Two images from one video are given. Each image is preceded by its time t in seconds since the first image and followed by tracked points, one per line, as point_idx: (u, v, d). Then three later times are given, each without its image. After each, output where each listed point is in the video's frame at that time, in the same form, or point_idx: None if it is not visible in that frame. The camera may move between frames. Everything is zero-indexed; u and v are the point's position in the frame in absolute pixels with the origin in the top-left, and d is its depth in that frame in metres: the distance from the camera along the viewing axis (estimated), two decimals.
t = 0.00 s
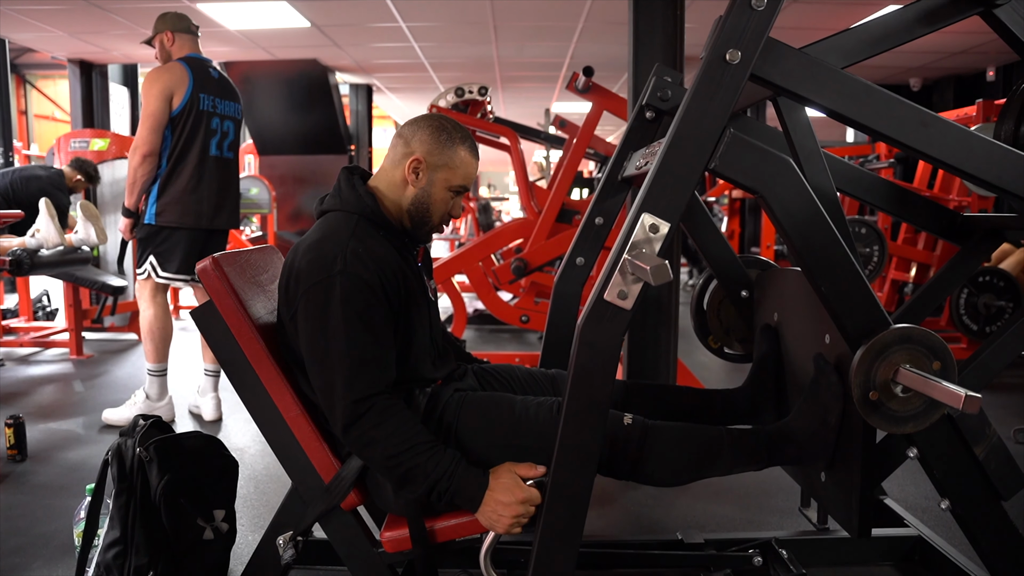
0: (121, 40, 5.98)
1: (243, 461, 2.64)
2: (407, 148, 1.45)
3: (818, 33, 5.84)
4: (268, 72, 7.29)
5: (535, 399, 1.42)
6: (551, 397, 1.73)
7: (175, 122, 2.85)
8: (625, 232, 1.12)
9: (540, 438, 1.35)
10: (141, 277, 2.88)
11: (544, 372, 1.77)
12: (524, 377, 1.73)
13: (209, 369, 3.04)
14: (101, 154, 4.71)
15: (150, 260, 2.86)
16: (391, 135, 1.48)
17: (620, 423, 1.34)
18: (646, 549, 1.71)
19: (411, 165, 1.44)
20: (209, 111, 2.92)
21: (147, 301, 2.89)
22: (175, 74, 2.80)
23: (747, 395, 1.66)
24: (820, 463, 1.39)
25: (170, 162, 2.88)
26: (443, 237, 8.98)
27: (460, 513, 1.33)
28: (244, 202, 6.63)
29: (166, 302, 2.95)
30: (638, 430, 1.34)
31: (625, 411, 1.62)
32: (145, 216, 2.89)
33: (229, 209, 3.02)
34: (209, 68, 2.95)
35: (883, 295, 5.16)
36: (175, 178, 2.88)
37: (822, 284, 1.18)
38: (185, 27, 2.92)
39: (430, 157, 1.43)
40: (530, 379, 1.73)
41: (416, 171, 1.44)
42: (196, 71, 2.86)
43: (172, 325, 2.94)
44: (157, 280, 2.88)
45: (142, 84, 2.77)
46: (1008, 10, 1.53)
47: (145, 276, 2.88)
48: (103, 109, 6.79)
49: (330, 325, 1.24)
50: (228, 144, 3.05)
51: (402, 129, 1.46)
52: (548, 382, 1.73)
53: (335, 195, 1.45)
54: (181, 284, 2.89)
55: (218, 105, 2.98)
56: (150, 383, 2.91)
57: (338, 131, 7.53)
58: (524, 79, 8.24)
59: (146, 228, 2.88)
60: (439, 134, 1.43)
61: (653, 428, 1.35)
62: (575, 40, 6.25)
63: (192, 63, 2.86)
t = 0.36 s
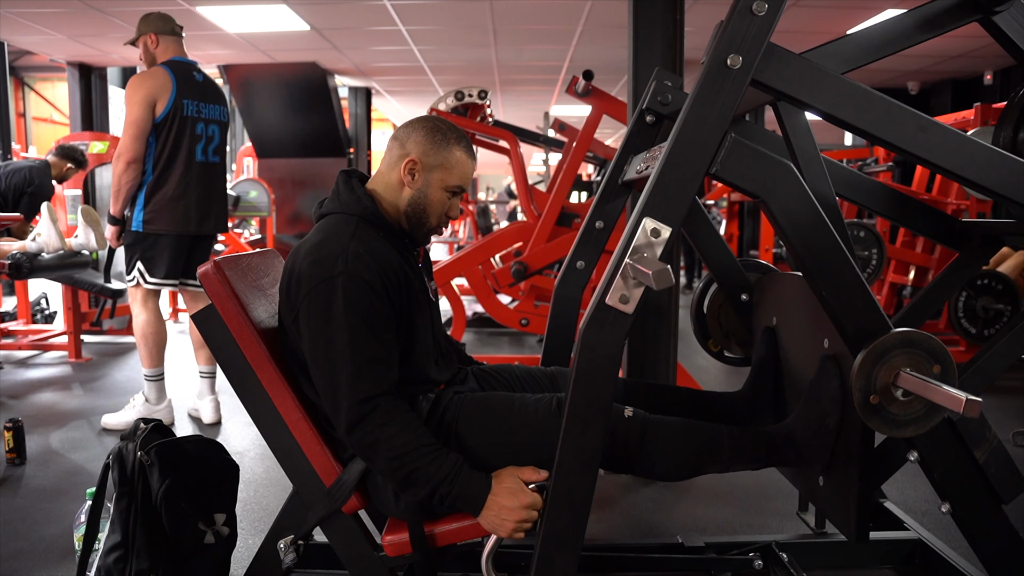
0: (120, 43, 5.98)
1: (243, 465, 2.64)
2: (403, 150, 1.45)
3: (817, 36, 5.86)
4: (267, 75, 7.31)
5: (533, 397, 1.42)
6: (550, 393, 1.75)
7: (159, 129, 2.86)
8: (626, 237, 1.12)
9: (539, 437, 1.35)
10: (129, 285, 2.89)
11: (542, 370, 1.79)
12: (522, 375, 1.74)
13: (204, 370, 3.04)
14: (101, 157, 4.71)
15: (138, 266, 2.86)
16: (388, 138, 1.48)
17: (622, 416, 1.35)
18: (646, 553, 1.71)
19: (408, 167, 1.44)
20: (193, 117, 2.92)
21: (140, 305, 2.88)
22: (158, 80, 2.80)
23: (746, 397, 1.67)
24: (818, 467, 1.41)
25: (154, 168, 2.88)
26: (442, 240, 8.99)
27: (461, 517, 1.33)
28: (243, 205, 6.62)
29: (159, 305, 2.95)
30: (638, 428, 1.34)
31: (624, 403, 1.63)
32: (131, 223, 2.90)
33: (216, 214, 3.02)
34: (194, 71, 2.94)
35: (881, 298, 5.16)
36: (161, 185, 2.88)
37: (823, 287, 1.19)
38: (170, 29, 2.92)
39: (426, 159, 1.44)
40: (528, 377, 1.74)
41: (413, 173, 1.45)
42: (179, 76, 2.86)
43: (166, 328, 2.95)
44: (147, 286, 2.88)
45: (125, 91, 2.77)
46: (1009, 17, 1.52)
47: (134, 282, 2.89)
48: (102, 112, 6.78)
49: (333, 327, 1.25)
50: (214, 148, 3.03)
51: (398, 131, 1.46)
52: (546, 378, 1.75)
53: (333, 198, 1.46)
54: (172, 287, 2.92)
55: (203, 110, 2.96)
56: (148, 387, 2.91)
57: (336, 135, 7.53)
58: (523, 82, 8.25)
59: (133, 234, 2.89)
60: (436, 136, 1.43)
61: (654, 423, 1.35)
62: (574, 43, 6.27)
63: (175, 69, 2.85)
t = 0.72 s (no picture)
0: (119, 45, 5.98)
1: (242, 467, 2.64)
2: (403, 155, 1.46)
3: (815, 41, 5.88)
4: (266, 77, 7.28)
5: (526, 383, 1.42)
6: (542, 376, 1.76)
7: (137, 130, 2.86)
8: (628, 240, 1.13)
9: (531, 425, 1.35)
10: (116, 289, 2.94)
11: (534, 352, 1.80)
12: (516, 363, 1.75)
13: (198, 370, 3.07)
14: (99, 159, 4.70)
15: (125, 270, 2.90)
16: (388, 142, 1.49)
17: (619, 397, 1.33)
18: (646, 555, 1.71)
19: (408, 171, 1.45)
20: (171, 116, 2.92)
21: (142, 310, 2.87)
22: (135, 80, 2.80)
23: (736, 403, 1.66)
24: (806, 473, 1.39)
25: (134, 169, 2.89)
26: (441, 244, 9.00)
27: (461, 520, 1.33)
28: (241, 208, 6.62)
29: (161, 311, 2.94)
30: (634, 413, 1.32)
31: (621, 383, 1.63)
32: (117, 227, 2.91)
33: (199, 214, 3.02)
34: (172, 70, 2.94)
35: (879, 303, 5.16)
36: (142, 186, 2.89)
37: (823, 292, 1.19)
38: (148, 27, 2.92)
39: (426, 163, 1.44)
40: (521, 365, 1.75)
41: (413, 177, 1.45)
42: (157, 75, 2.86)
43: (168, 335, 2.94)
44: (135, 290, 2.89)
45: (102, 92, 2.78)
46: (1007, 33, 1.54)
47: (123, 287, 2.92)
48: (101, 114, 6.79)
49: (333, 330, 1.25)
50: (195, 148, 3.03)
51: (399, 135, 1.47)
52: (540, 361, 1.77)
53: (332, 202, 1.46)
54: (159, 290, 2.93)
55: (182, 109, 2.97)
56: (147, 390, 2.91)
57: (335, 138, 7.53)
58: (522, 86, 8.27)
59: (120, 238, 2.91)
60: (435, 141, 1.44)
61: (652, 407, 1.34)
62: (573, 47, 6.28)
63: (152, 68, 2.85)
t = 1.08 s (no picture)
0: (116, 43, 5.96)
1: (241, 467, 2.63)
2: (401, 154, 1.46)
3: (814, 41, 5.88)
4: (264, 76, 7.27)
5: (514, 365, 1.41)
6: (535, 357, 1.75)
7: (124, 128, 2.85)
8: (630, 239, 1.13)
9: (521, 407, 1.34)
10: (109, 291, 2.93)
11: (525, 334, 1.79)
12: (507, 349, 1.75)
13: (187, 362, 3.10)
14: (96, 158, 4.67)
15: (119, 271, 2.90)
16: (386, 141, 1.48)
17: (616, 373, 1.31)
18: (646, 554, 1.71)
19: (405, 171, 1.45)
20: (159, 115, 2.90)
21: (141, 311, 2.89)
22: (122, 78, 2.78)
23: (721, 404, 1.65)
24: (785, 476, 1.39)
25: (121, 168, 2.88)
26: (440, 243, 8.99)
27: (462, 518, 1.33)
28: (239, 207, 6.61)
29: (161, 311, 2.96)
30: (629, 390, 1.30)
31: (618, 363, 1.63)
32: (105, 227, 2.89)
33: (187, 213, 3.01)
34: (160, 68, 2.93)
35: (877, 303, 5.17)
36: (130, 185, 2.88)
37: (824, 291, 1.20)
38: (135, 25, 2.91)
39: (424, 162, 1.45)
40: (512, 350, 1.75)
41: (410, 177, 1.45)
42: (144, 73, 2.84)
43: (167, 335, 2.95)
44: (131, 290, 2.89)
45: (87, 90, 2.76)
46: (1007, 51, 1.59)
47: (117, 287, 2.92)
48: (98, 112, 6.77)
49: (333, 328, 1.25)
50: (184, 147, 3.04)
51: (396, 134, 1.47)
52: (532, 344, 1.76)
53: (330, 202, 1.45)
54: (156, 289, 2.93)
55: (170, 107, 2.95)
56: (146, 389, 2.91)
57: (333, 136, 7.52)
58: (520, 85, 8.27)
59: (109, 238, 2.90)
60: (433, 140, 1.44)
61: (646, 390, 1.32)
62: (571, 46, 6.28)
63: (139, 66, 2.83)
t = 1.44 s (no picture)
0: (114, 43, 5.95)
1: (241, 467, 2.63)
2: (400, 156, 1.45)
3: (813, 43, 5.89)
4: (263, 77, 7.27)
5: (509, 358, 1.41)
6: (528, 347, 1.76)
7: (133, 129, 2.85)
8: (634, 240, 1.13)
9: (518, 399, 1.33)
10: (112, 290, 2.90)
11: (521, 326, 1.80)
12: (502, 341, 1.76)
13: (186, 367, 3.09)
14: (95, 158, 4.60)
15: (123, 271, 2.88)
16: (385, 144, 1.48)
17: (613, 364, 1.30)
18: (648, 556, 1.70)
19: (404, 173, 1.44)
20: (168, 117, 2.93)
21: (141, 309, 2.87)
22: (132, 80, 2.80)
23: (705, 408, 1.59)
24: (770, 482, 1.30)
25: (127, 168, 2.88)
26: (439, 244, 8.99)
27: (464, 520, 1.33)
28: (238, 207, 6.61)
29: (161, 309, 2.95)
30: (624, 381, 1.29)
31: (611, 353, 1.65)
32: (112, 226, 2.90)
33: (191, 214, 3.01)
34: (167, 70, 2.94)
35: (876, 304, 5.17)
36: (137, 186, 2.88)
37: (826, 293, 1.20)
38: (141, 27, 2.92)
39: (422, 165, 1.44)
40: (507, 343, 1.76)
41: (409, 180, 1.45)
42: (153, 75, 2.85)
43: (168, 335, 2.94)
44: (134, 290, 2.88)
45: (97, 91, 2.76)
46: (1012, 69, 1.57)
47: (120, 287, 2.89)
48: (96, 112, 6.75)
49: (332, 331, 1.24)
50: (189, 148, 3.04)
51: (395, 137, 1.46)
52: (527, 334, 1.77)
53: (328, 205, 1.45)
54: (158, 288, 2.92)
55: (176, 109, 2.97)
56: (146, 389, 2.90)
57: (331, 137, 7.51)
58: (519, 86, 8.27)
59: (115, 238, 2.90)
60: (432, 143, 1.44)
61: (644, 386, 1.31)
62: (571, 47, 6.29)
63: (147, 68, 2.85)
